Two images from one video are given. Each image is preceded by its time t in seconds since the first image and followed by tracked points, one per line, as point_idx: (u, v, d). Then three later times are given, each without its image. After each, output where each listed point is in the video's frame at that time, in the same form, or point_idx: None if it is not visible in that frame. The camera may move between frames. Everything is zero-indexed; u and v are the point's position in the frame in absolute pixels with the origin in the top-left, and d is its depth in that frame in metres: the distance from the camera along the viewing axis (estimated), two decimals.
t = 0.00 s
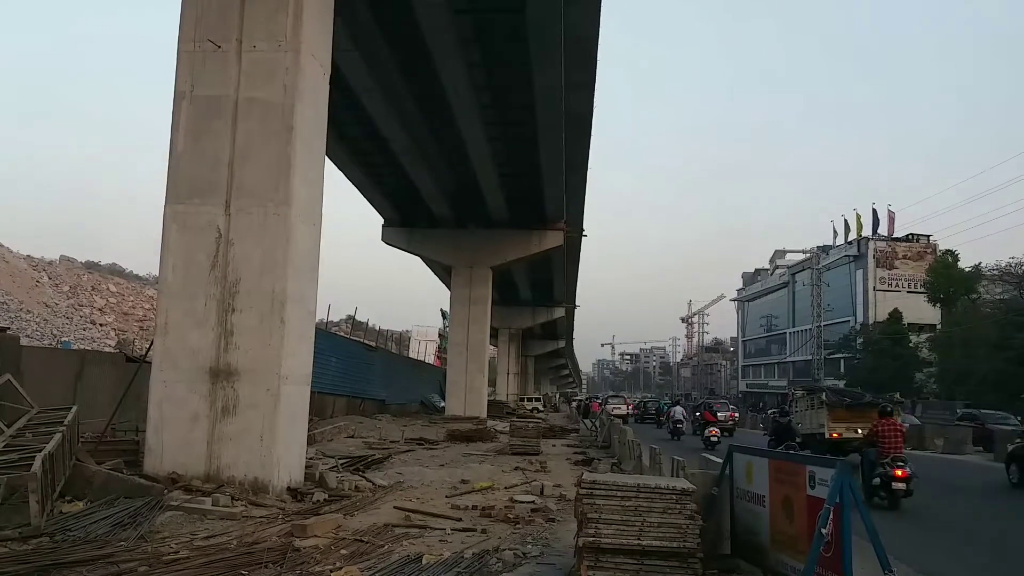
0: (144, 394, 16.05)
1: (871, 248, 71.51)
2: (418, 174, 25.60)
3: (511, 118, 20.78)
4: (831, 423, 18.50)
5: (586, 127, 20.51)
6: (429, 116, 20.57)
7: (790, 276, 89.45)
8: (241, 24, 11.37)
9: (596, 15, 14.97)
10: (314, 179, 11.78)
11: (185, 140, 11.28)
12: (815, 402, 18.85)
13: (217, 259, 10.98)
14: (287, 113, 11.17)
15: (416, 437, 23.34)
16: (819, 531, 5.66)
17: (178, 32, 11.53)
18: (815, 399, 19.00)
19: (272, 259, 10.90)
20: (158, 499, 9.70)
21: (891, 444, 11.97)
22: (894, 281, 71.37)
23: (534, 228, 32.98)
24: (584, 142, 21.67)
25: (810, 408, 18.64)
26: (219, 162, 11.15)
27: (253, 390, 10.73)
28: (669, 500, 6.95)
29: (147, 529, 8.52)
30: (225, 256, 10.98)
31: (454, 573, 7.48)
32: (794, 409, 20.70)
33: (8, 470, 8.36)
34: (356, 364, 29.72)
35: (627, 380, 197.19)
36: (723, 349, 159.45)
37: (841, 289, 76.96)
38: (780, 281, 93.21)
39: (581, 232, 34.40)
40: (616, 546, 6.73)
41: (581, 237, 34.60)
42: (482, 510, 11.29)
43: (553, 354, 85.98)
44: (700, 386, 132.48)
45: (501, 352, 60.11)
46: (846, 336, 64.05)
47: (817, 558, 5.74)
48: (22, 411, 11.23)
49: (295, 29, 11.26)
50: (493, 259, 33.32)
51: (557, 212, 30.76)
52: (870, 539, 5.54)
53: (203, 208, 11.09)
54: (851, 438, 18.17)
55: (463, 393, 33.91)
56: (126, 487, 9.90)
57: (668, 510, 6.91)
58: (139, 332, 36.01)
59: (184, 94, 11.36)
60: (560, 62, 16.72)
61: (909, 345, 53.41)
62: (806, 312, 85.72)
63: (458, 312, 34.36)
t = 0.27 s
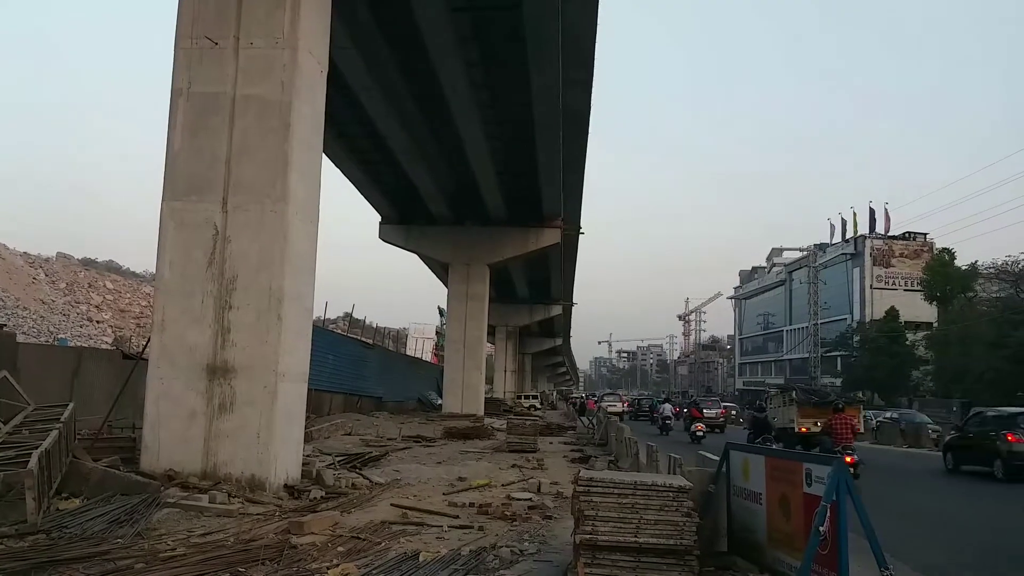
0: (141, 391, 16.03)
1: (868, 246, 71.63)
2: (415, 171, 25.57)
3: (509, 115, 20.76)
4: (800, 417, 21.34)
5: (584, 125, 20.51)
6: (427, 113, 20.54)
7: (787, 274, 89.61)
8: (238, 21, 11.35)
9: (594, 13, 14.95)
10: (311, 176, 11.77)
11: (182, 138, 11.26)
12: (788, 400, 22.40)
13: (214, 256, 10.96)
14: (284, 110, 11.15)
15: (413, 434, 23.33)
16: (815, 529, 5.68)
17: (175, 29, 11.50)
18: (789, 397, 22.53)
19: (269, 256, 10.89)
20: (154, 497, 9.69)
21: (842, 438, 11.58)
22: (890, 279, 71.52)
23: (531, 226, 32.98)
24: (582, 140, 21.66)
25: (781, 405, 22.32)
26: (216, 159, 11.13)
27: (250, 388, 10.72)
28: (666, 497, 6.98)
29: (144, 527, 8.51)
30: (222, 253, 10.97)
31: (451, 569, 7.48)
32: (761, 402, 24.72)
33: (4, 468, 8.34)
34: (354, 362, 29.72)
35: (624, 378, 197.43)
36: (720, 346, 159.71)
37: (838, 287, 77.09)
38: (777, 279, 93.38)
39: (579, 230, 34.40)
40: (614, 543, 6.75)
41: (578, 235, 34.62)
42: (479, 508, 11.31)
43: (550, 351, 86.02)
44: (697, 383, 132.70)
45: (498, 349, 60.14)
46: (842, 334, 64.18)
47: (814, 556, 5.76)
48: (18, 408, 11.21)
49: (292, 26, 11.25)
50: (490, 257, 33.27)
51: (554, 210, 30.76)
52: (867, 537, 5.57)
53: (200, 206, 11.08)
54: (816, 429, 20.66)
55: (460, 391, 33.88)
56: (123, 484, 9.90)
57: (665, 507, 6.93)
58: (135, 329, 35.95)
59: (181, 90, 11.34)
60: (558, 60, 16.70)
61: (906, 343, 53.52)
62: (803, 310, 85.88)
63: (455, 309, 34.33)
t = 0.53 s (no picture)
0: (139, 388, 16.02)
1: (866, 244, 71.66)
2: (414, 169, 25.55)
3: (508, 113, 20.74)
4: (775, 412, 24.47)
5: (583, 122, 20.50)
6: (426, 110, 20.53)
7: (785, 272, 89.72)
8: (237, 18, 11.33)
9: (593, 9, 14.93)
10: (309, 173, 11.76)
11: (180, 135, 11.25)
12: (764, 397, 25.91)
13: (212, 253, 10.96)
14: (282, 107, 11.14)
15: (412, 432, 23.34)
16: (813, 525, 5.69)
17: (174, 25, 11.48)
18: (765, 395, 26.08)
19: (267, 253, 10.88)
20: (153, 494, 9.69)
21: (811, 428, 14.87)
22: (889, 277, 71.61)
23: (530, 224, 32.98)
24: (581, 137, 21.65)
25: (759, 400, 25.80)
26: (214, 156, 11.12)
27: (248, 385, 10.72)
28: (664, 494, 6.94)
29: (143, 523, 8.51)
30: (220, 250, 10.96)
31: (450, 567, 7.48)
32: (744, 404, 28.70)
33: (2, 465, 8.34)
34: (352, 359, 29.72)
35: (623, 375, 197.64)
36: (718, 344, 159.86)
37: (837, 285, 77.12)
38: (775, 276, 93.49)
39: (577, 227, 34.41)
40: (611, 540, 6.76)
41: (577, 232, 34.63)
42: (477, 504, 11.33)
43: (548, 349, 86.04)
44: (695, 380, 132.88)
45: (497, 346, 60.17)
46: (841, 331, 64.24)
47: (811, 552, 5.77)
48: (17, 405, 11.20)
49: (290, 23, 11.23)
50: (488, 254, 33.22)
51: (553, 207, 30.77)
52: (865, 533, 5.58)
53: (198, 203, 11.06)
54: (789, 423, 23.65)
55: (459, 388, 33.88)
56: (121, 481, 9.90)
57: (663, 504, 6.90)
58: (134, 327, 35.90)
59: (180, 87, 11.32)
60: (557, 57, 16.68)
61: (904, 341, 53.59)
62: (802, 307, 86.01)
63: (454, 306, 34.34)
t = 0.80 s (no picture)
0: (135, 385, 15.98)
1: (861, 242, 71.83)
2: (410, 166, 25.51)
3: (504, 110, 20.72)
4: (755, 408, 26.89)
5: (579, 120, 20.49)
6: (422, 107, 20.50)
7: (781, 270, 89.89)
8: (233, 14, 11.30)
9: (590, 7, 14.91)
10: (305, 170, 11.74)
11: (175, 132, 11.22)
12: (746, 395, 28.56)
13: (207, 250, 10.93)
14: (278, 103, 11.11)
15: (408, 429, 23.34)
16: (809, 521, 5.71)
17: (169, 22, 11.44)
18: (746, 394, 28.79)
19: (263, 250, 10.86)
20: (148, 492, 9.68)
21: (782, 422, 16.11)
22: (884, 275, 71.81)
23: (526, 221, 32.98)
24: (577, 135, 21.64)
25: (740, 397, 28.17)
26: (210, 152, 11.10)
27: (244, 382, 10.70)
28: (659, 491, 6.95)
29: (138, 521, 8.50)
30: (216, 247, 10.93)
31: (446, 564, 7.49)
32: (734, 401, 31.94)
33: None
34: (348, 357, 29.70)
35: (618, 373, 197.81)
36: (713, 342, 160.14)
37: (832, 283, 77.28)
38: (770, 274, 93.67)
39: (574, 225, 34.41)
40: (607, 537, 6.77)
41: (573, 230, 34.62)
42: (474, 502, 11.33)
43: (544, 347, 86.01)
44: (690, 378, 133.06)
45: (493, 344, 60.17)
46: (836, 329, 64.39)
47: (807, 547, 5.78)
48: (12, 403, 11.17)
49: (286, 19, 11.20)
50: (485, 252, 33.24)
51: (549, 205, 30.76)
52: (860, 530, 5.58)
53: (194, 200, 11.03)
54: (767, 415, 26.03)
55: (455, 386, 33.87)
56: (116, 479, 9.89)
57: (658, 500, 6.91)
58: (129, 324, 35.79)
59: (175, 84, 11.29)
60: (553, 54, 16.67)
61: (899, 338, 53.73)
62: (797, 305, 86.22)
63: (450, 304, 34.36)
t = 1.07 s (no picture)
0: (130, 384, 15.96)
1: (857, 239, 71.93)
2: (406, 164, 25.48)
3: (500, 108, 20.70)
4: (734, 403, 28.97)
5: (575, 117, 20.49)
6: (417, 105, 20.48)
7: (776, 267, 90.03)
8: (228, 12, 11.27)
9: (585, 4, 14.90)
10: (301, 168, 11.72)
11: (170, 130, 11.19)
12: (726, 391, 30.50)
13: (202, 249, 10.91)
14: (273, 102, 11.09)
15: (404, 428, 23.32)
16: (805, 518, 5.71)
17: (163, 20, 11.41)
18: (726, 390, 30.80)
19: (258, 249, 10.84)
20: (144, 491, 9.67)
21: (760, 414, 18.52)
22: (879, 272, 71.94)
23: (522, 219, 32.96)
24: (574, 132, 21.63)
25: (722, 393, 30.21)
26: (205, 150, 11.07)
27: (240, 381, 10.69)
28: (655, 489, 7.00)
29: (134, 521, 8.49)
30: (211, 246, 10.91)
31: (443, 562, 7.49)
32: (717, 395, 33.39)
33: None
34: (345, 355, 29.67)
35: (615, 371, 197.93)
36: (710, 339, 160.36)
37: (827, 280, 77.41)
38: (766, 271, 93.78)
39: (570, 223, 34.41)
40: (604, 534, 6.76)
41: (569, 228, 34.61)
42: (470, 500, 11.33)
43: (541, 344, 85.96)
44: (687, 375, 133.19)
45: (489, 341, 60.18)
46: (831, 326, 64.50)
47: (803, 544, 5.79)
48: (6, 402, 11.14)
49: (281, 17, 11.18)
50: (481, 250, 33.22)
51: (545, 202, 30.75)
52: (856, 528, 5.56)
53: (189, 199, 11.01)
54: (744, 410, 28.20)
55: (452, 384, 33.86)
56: (112, 478, 9.87)
57: (655, 498, 6.95)
58: (124, 323, 35.69)
59: (170, 82, 11.26)
60: (549, 52, 16.66)
61: (894, 335, 53.85)
62: (792, 302, 86.35)
63: (447, 302, 34.36)
